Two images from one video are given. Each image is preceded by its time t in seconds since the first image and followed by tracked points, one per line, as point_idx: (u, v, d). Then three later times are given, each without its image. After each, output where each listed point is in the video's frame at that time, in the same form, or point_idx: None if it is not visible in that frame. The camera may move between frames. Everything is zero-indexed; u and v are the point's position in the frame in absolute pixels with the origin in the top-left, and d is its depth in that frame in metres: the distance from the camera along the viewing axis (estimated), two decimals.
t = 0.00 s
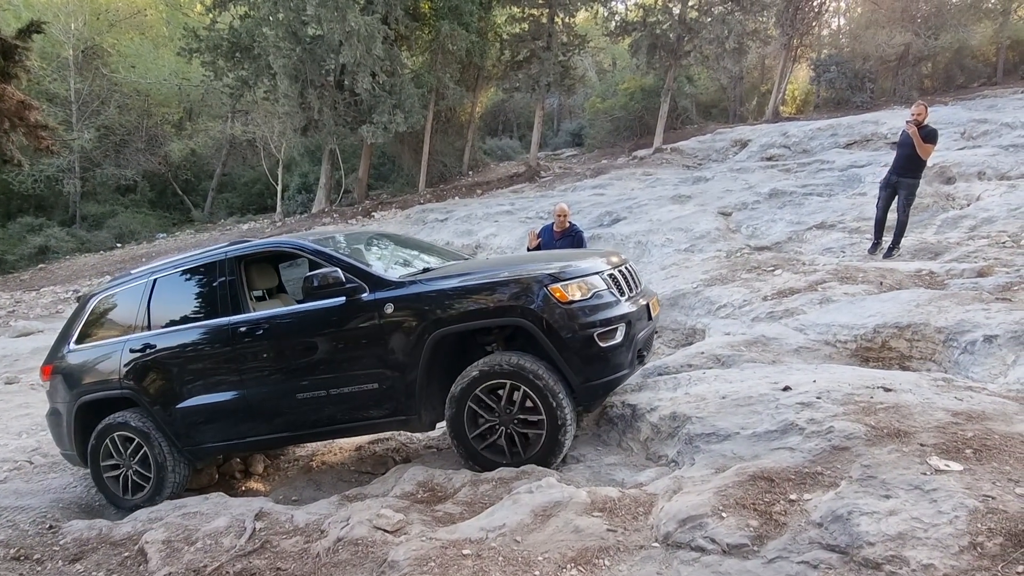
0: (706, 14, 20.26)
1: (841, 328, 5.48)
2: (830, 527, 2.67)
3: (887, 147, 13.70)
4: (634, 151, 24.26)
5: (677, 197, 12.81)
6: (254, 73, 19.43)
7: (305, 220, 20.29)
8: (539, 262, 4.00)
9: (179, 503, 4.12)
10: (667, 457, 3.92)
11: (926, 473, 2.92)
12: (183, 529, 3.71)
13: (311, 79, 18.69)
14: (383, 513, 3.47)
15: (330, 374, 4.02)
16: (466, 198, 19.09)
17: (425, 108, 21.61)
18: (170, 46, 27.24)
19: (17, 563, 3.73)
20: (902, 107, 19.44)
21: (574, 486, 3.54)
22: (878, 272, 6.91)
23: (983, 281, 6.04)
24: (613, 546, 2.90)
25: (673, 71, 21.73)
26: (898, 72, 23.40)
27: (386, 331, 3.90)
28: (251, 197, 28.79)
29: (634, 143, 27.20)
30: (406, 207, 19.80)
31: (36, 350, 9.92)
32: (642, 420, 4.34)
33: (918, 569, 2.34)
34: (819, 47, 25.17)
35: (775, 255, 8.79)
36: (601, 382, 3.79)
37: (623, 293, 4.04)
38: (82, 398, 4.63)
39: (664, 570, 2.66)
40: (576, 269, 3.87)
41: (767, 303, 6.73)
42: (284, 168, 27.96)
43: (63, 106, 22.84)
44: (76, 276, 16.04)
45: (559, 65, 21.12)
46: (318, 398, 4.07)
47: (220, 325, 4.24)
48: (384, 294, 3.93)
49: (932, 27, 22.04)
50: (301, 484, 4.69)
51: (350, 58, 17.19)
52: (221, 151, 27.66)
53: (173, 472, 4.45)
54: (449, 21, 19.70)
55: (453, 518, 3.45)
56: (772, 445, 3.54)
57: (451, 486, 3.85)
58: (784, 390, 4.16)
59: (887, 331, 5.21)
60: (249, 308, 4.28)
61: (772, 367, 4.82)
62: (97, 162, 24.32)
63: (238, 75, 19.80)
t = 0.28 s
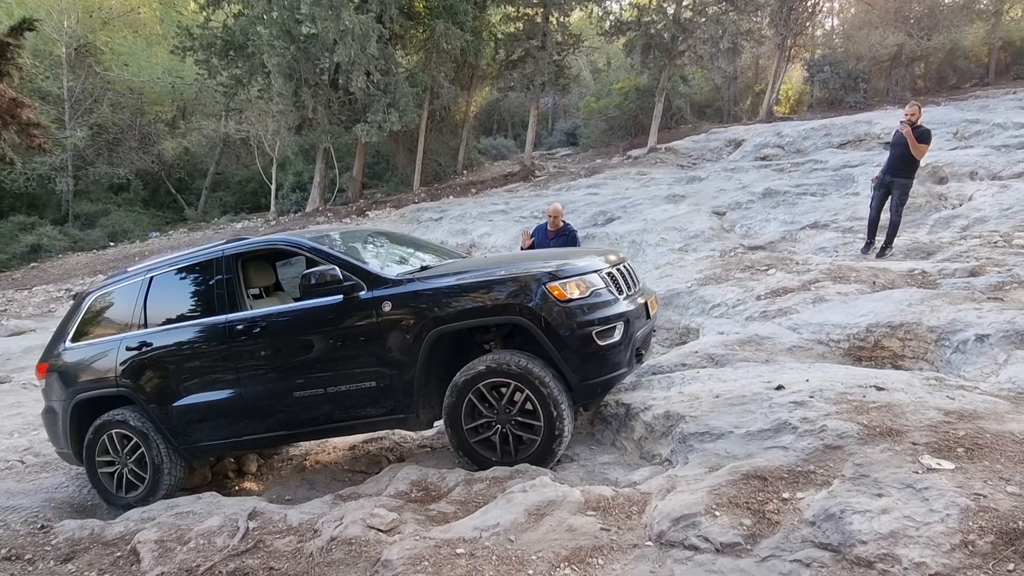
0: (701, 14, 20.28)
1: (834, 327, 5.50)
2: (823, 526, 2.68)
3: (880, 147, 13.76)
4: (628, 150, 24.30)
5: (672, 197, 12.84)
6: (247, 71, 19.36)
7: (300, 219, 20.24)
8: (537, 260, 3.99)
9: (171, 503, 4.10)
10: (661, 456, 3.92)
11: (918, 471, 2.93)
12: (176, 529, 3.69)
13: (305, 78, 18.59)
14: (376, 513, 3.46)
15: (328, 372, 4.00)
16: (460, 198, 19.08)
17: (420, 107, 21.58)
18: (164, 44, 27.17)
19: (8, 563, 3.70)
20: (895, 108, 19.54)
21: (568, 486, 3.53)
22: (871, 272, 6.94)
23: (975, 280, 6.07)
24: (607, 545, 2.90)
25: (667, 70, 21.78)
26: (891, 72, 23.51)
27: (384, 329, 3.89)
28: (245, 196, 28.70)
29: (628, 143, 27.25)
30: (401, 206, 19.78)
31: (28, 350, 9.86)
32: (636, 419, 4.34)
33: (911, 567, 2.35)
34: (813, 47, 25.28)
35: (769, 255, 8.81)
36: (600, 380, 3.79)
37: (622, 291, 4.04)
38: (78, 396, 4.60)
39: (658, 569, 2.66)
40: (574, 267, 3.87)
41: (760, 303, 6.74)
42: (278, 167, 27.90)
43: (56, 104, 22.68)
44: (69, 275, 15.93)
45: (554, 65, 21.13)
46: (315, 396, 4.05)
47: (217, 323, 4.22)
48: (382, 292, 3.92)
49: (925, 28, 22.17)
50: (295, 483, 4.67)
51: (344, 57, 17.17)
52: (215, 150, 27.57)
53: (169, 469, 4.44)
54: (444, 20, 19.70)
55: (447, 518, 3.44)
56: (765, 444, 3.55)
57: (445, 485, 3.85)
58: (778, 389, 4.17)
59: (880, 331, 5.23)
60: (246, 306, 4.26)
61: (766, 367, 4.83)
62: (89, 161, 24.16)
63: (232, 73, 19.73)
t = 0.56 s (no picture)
0: (693, 13, 20.31)
1: (825, 326, 5.53)
2: (813, 523, 2.70)
3: (871, 147, 13.85)
4: (621, 149, 24.35)
5: (664, 195, 12.87)
6: (239, 68, 19.26)
7: (292, 216, 20.17)
8: (533, 257, 3.99)
9: (162, 501, 4.08)
10: (652, 454, 3.94)
11: (906, 469, 2.95)
12: (166, 527, 3.67)
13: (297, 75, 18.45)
14: (368, 510, 3.46)
15: (323, 369, 3.99)
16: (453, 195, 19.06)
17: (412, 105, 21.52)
18: (154, 40, 27.02)
19: None
20: (885, 108, 19.67)
21: (559, 483, 3.54)
22: (861, 271, 6.98)
23: (963, 279, 6.12)
24: (598, 542, 2.91)
25: (660, 69, 21.83)
26: (881, 72, 23.65)
27: (380, 326, 3.88)
28: (237, 193, 28.59)
29: (621, 141, 27.30)
30: (394, 203, 19.74)
31: (16, 347, 9.77)
32: (627, 417, 4.36)
33: (898, 563, 2.37)
34: (804, 47, 25.39)
35: (760, 254, 8.85)
36: (596, 377, 3.79)
37: (617, 288, 4.05)
38: (70, 393, 4.56)
39: (648, 566, 2.67)
40: (570, 263, 3.87)
41: (751, 301, 6.78)
42: (270, 164, 27.79)
43: (45, 99, 22.48)
44: (58, 272, 15.79)
45: (546, 63, 21.14)
46: (309, 393, 4.03)
47: (211, 320, 4.20)
48: (377, 289, 3.91)
49: (915, 28, 22.30)
50: (286, 481, 4.65)
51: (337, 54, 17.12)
52: (206, 147, 27.43)
53: (163, 467, 4.41)
54: (437, 17, 19.68)
55: (439, 515, 3.44)
56: (755, 442, 3.57)
57: (437, 483, 3.85)
58: (769, 387, 4.19)
59: (869, 329, 5.27)
60: (240, 303, 4.24)
61: (757, 365, 4.85)
62: (79, 157, 23.94)
63: (224, 70, 19.62)
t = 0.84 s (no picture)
0: (688, 12, 20.30)
1: (819, 325, 5.54)
2: (806, 521, 2.71)
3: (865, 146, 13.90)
4: (616, 148, 24.35)
5: (659, 194, 12.89)
6: (233, 65, 19.18)
7: (286, 214, 20.11)
8: (535, 253, 3.99)
9: (155, 499, 4.06)
10: (647, 452, 3.93)
11: (900, 466, 2.96)
12: (159, 525, 3.65)
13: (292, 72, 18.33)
14: (362, 509, 3.45)
15: (323, 366, 3.97)
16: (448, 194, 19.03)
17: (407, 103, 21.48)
18: (148, 36, 26.94)
19: None
20: (879, 107, 19.76)
21: (554, 481, 3.54)
22: (855, 269, 7.00)
23: (957, 278, 6.14)
24: (592, 540, 2.91)
25: (655, 68, 21.85)
26: (875, 72, 23.72)
27: (380, 322, 3.87)
28: (231, 191, 28.52)
29: (616, 139, 27.33)
30: (388, 201, 19.71)
31: (8, 345, 9.71)
32: (622, 415, 4.35)
33: (891, 561, 2.38)
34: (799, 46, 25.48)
35: (754, 252, 8.87)
36: (598, 373, 3.79)
37: (619, 284, 4.05)
38: (69, 390, 4.54)
39: (643, 564, 2.67)
40: (572, 259, 3.87)
41: (746, 299, 6.80)
42: (264, 162, 27.71)
43: (37, 96, 22.15)
44: (51, 270, 15.68)
45: (542, 61, 21.11)
46: (309, 390, 4.02)
47: (211, 317, 4.18)
48: (378, 285, 3.89)
49: (909, 28, 22.41)
50: (280, 480, 4.63)
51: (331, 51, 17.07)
52: (200, 144, 27.32)
53: (162, 463, 4.39)
54: (432, 15, 19.67)
55: (433, 513, 3.44)
56: (749, 440, 3.57)
57: (432, 481, 3.85)
58: (763, 385, 4.20)
59: (863, 328, 5.29)
60: (241, 300, 4.21)
61: (751, 363, 4.86)
62: (72, 154, 23.72)
63: (218, 67, 19.54)
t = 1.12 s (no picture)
0: (686, 10, 20.29)
1: (815, 323, 5.55)
2: (803, 518, 2.71)
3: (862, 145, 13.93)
4: (614, 146, 24.35)
5: (656, 192, 12.90)
6: (230, 62, 19.13)
7: (283, 211, 20.08)
8: (540, 247, 3.99)
9: (151, 497, 4.05)
10: (644, 450, 3.93)
11: (896, 464, 2.97)
12: (155, 523, 3.64)
13: (288, 69, 18.34)
14: (359, 506, 3.45)
15: (328, 360, 3.96)
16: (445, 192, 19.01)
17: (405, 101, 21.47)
18: (144, 33, 26.87)
19: None
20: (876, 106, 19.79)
21: (551, 479, 3.54)
22: (852, 268, 7.02)
23: (953, 276, 6.16)
24: (590, 537, 2.91)
25: (653, 66, 21.83)
26: (872, 70, 23.77)
27: (386, 316, 3.85)
28: (228, 188, 28.54)
29: (613, 137, 27.32)
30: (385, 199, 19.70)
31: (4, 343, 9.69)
32: (619, 413, 4.36)
33: (887, 557, 2.38)
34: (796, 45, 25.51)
35: (751, 250, 8.89)
36: (605, 367, 3.78)
37: (625, 278, 4.05)
38: (71, 387, 4.51)
39: (639, 561, 2.68)
40: (578, 253, 3.87)
41: (742, 297, 6.81)
42: (261, 159, 27.66)
43: (33, 92, 22.11)
44: (46, 267, 15.62)
45: (539, 59, 21.08)
46: (313, 385, 4.01)
47: (215, 312, 4.16)
48: (383, 279, 3.89)
49: (906, 27, 22.45)
50: (277, 478, 4.63)
51: (328, 48, 17.03)
52: (197, 141, 27.23)
53: (165, 458, 4.38)
54: (429, 12, 19.65)
55: (430, 511, 3.45)
56: (745, 437, 3.58)
57: (428, 479, 3.85)
58: (760, 382, 4.22)
59: (859, 326, 5.31)
60: (245, 295, 4.21)
61: (748, 361, 4.86)
62: (67, 151, 23.59)
63: (215, 63, 19.49)
